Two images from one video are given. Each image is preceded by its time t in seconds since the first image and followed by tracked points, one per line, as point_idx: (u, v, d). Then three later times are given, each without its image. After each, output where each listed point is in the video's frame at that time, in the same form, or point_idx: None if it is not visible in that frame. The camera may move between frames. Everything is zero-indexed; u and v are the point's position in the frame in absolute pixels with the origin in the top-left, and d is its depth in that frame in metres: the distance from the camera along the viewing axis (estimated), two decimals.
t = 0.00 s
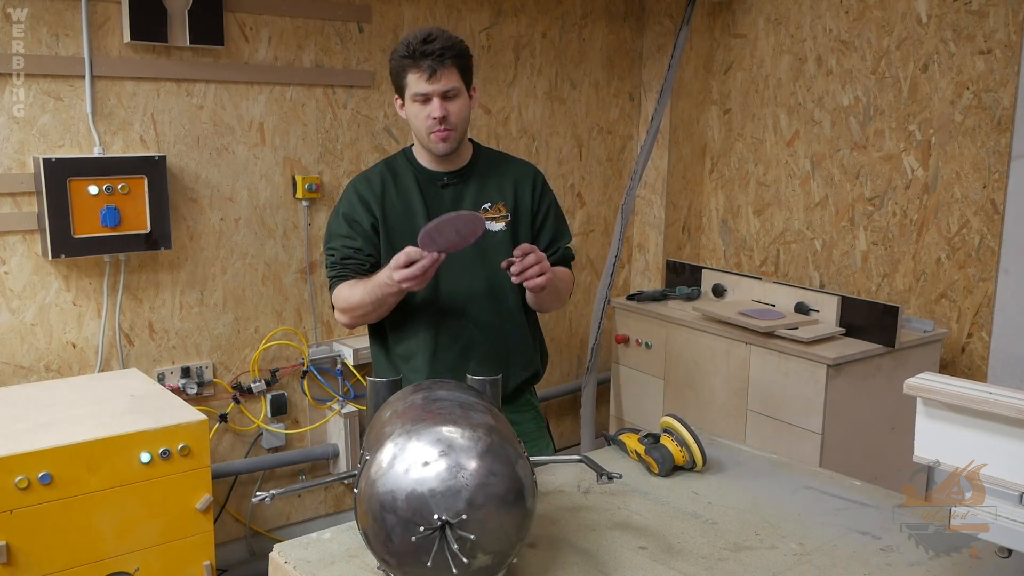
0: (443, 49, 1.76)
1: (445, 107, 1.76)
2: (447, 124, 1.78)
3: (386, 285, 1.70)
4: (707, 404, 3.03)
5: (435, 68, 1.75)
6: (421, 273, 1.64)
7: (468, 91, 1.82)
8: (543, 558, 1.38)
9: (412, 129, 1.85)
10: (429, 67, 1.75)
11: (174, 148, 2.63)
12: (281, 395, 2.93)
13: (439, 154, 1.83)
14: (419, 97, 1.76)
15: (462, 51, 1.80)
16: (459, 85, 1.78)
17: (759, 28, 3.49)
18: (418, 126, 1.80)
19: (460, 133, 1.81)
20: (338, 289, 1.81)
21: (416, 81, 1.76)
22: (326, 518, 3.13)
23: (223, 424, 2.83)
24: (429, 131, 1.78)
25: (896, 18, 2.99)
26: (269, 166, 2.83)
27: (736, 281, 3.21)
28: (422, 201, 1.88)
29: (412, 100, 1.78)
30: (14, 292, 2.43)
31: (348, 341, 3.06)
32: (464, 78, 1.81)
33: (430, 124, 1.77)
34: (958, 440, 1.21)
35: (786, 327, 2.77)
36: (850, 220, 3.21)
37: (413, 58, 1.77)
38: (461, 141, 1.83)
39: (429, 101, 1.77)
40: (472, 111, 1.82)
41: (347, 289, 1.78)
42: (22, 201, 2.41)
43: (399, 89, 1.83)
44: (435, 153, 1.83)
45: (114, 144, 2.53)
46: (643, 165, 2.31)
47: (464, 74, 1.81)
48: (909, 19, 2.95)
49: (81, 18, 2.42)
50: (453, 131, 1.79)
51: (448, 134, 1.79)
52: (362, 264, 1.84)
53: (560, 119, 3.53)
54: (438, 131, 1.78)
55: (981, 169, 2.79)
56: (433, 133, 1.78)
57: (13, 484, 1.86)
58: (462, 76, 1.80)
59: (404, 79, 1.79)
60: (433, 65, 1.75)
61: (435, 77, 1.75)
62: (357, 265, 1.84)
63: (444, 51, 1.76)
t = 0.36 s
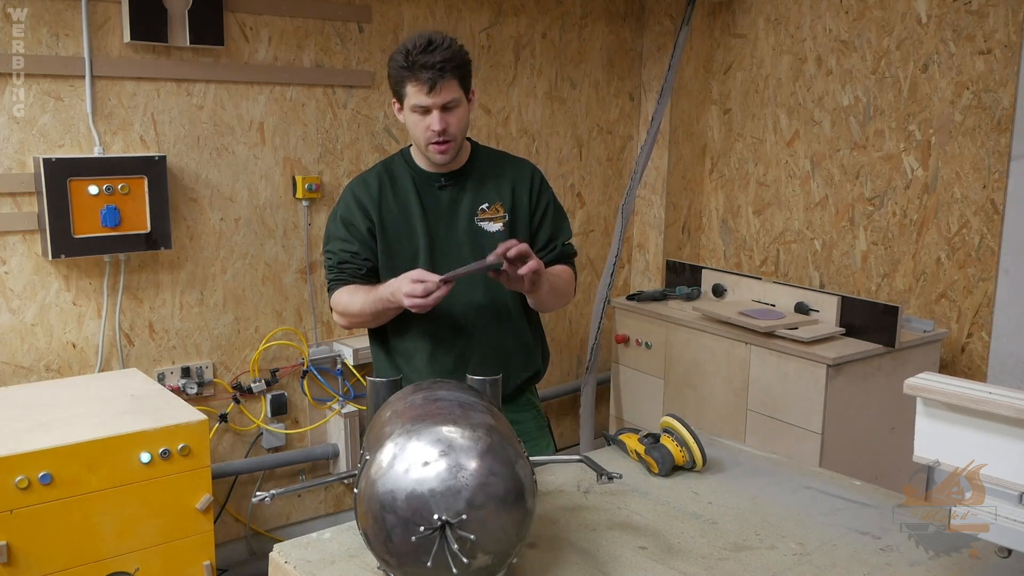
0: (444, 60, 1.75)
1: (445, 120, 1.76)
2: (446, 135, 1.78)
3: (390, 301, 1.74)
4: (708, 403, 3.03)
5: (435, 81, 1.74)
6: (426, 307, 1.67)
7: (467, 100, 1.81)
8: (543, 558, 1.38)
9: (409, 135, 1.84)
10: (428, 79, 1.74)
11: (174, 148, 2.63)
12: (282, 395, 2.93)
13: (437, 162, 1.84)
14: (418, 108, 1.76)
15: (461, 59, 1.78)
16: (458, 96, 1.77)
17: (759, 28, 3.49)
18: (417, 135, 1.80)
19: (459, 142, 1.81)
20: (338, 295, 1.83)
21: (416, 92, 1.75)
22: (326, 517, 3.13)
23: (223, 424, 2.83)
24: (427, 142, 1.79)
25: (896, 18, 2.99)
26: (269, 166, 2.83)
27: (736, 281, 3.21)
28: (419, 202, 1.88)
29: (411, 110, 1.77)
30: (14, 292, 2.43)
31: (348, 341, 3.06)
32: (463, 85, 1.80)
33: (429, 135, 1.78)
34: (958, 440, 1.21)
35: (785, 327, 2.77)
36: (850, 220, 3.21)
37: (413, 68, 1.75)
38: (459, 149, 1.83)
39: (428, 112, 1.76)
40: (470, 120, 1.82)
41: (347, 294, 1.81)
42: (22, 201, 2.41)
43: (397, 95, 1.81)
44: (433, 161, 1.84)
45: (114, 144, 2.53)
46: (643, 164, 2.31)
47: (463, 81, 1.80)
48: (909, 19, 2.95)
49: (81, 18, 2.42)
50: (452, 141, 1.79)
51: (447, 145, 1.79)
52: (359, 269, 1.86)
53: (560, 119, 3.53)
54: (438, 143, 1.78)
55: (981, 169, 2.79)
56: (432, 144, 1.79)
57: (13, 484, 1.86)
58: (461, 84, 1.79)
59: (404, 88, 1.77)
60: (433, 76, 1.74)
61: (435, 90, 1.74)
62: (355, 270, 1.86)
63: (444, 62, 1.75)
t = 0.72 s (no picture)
0: (457, 58, 1.77)
1: (458, 118, 1.77)
2: (459, 134, 1.78)
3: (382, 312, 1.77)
4: (708, 403, 3.03)
5: (451, 78, 1.76)
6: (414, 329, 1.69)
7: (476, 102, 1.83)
8: (543, 557, 1.38)
9: (418, 137, 1.84)
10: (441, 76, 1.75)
11: (174, 148, 2.63)
12: (282, 395, 2.93)
13: (446, 162, 1.84)
14: (431, 105, 1.77)
15: (471, 59, 1.80)
16: (469, 96, 1.79)
17: (759, 28, 3.49)
18: (428, 135, 1.79)
19: (469, 142, 1.82)
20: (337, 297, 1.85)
21: (430, 90, 1.76)
22: (326, 518, 3.13)
23: (223, 424, 2.83)
24: (439, 141, 1.78)
25: (896, 18, 2.99)
26: (269, 166, 2.83)
27: (736, 281, 3.21)
28: (418, 204, 1.89)
29: (424, 109, 1.78)
30: (14, 292, 2.43)
31: (348, 341, 3.06)
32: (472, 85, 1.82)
33: (441, 132, 1.78)
34: (958, 440, 1.21)
35: (785, 327, 2.77)
36: (850, 220, 3.21)
37: (426, 66, 1.77)
38: (467, 151, 1.84)
39: (440, 110, 1.77)
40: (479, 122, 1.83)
41: (343, 297, 1.84)
42: (22, 201, 2.41)
43: (407, 95, 1.82)
44: (442, 161, 1.83)
45: (114, 144, 2.53)
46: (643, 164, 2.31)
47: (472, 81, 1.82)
48: (909, 19, 2.96)
49: (81, 18, 2.42)
50: (464, 140, 1.80)
51: (458, 145, 1.80)
52: (355, 273, 1.88)
53: (560, 119, 3.53)
54: (450, 142, 1.78)
55: (981, 169, 2.79)
56: (444, 143, 1.78)
57: (14, 483, 1.86)
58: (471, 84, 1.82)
59: (416, 87, 1.78)
60: (447, 74, 1.76)
61: (449, 87, 1.76)
62: (349, 274, 1.88)
63: (458, 59, 1.77)
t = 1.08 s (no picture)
0: (448, 47, 1.78)
1: (447, 106, 1.77)
2: (449, 123, 1.78)
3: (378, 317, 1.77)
4: (707, 404, 3.03)
5: (438, 65, 1.76)
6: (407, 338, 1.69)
7: (472, 92, 1.82)
8: (542, 557, 1.38)
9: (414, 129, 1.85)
10: (431, 66, 1.76)
11: (174, 148, 2.63)
12: (282, 395, 2.93)
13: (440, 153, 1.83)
14: (422, 94, 1.78)
15: (467, 51, 1.81)
16: (462, 84, 1.79)
17: (759, 28, 3.49)
18: (420, 125, 1.80)
19: (462, 133, 1.81)
20: (337, 297, 1.87)
21: (420, 79, 1.78)
22: (326, 518, 3.13)
23: (223, 424, 2.83)
24: (430, 130, 1.79)
25: (896, 18, 2.99)
26: (269, 166, 2.83)
27: (736, 281, 3.21)
28: (420, 203, 1.89)
29: (416, 98, 1.79)
30: (14, 292, 2.43)
31: (348, 341, 3.06)
32: (468, 78, 1.82)
33: (431, 122, 1.78)
34: (957, 440, 1.21)
35: (785, 327, 2.77)
36: (850, 220, 3.21)
37: (417, 56, 1.78)
38: (462, 141, 1.83)
39: (432, 99, 1.78)
40: (475, 112, 1.82)
41: (342, 298, 1.85)
42: (22, 201, 2.41)
43: (403, 87, 1.84)
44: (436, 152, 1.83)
45: (114, 144, 2.53)
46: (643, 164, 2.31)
47: (469, 74, 1.82)
48: (909, 19, 2.96)
49: (81, 18, 2.42)
50: (455, 130, 1.79)
51: (449, 134, 1.79)
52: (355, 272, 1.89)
53: (560, 119, 3.53)
54: (441, 131, 1.78)
55: (981, 169, 2.79)
56: (434, 132, 1.79)
57: (13, 483, 1.86)
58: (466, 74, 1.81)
59: (408, 77, 1.80)
60: (436, 62, 1.77)
61: (438, 75, 1.77)
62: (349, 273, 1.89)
63: (449, 48, 1.77)
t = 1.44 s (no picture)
0: (441, 44, 1.78)
1: (440, 102, 1.77)
2: (442, 119, 1.77)
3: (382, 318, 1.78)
4: (708, 404, 3.03)
5: (432, 62, 1.76)
6: (409, 340, 1.69)
7: (468, 89, 1.81)
8: (542, 557, 1.38)
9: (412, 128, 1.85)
10: (424, 63, 1.77)
11: (174, 148, 2.63)
12: (282, 395, 2.93)
13: (436, 151, 1.82)
14: (416, 91, 1.78)
15: (463, 48, 1.80)
16: (457, 80, 1.78)
17: (759, 28, 3.49)
18: (415, 123, 1.80)
19: (457, 131, 1.80)
20: (345, 299, 1.89)
21: (414, 76, 1.78)
22: (326, 518, 3.13)
23: (223, 424, 2.83)
24: (424, 127, 1.78)
25: (896, 18, 2.99)
26: (269, 166, 2.83)
27: (736, 281, 3.21)
28: (422, 205, 1.89)
29: (411, 96, 1.79)
30: (14, 292, 2.43)
31: (348, 341, 3.06)
32: (465, 75, 1.81)
33: (425, 119, 1.77)
34: (958, 440, 1.21)
35: (785, 327, 2.77)
36: (851, 220, 3.21)
37: (411, 53, 1.79)
38: (458, 139, 1.82)
39: (426, 96, 1.78)
40: (471, 109, 1.81)
41: (347, 301, 1.87)
42: (22, 201, 2.41)
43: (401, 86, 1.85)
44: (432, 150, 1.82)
45: (114, 144, 2.53)
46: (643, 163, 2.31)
47: (466, 71, 1.81)
48: (909, 19, 2.95)
49: (81, 18, 2.42)
50: (449, 127, 1.78)
51: (443, 130, 1.78)
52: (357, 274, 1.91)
53: (560, 119, 3.53)
54: (434, 127, 1.77)
55: (981, 169, 2.79)
56: (428, 128, 1.78)
57: (13, 484, 1.86)
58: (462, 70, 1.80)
59: (404, 75, 1.81)
60: (429, 59, 1.77)
61: (431, 71, 1.77)
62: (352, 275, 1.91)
63: (442, 44, 1.78)
